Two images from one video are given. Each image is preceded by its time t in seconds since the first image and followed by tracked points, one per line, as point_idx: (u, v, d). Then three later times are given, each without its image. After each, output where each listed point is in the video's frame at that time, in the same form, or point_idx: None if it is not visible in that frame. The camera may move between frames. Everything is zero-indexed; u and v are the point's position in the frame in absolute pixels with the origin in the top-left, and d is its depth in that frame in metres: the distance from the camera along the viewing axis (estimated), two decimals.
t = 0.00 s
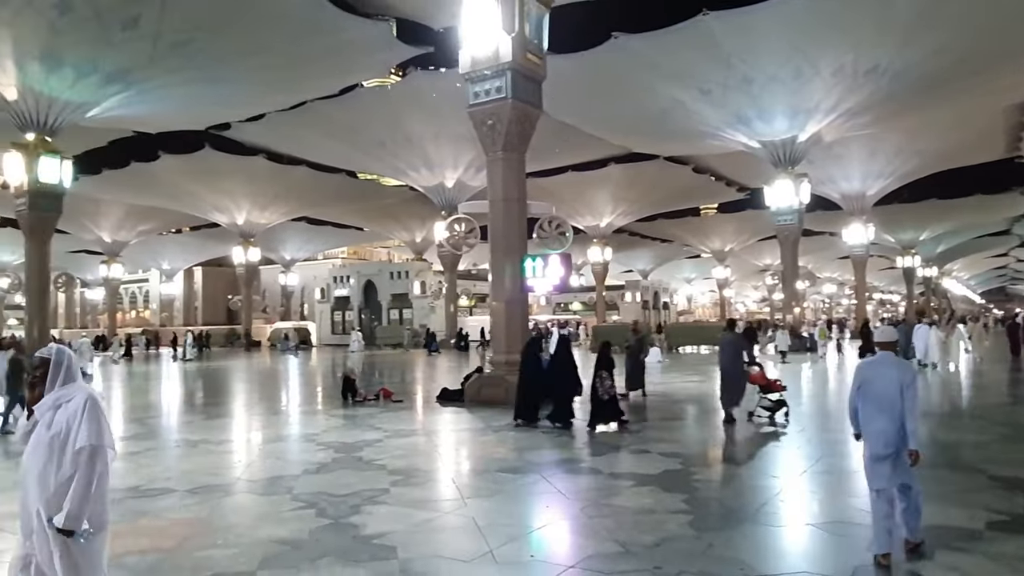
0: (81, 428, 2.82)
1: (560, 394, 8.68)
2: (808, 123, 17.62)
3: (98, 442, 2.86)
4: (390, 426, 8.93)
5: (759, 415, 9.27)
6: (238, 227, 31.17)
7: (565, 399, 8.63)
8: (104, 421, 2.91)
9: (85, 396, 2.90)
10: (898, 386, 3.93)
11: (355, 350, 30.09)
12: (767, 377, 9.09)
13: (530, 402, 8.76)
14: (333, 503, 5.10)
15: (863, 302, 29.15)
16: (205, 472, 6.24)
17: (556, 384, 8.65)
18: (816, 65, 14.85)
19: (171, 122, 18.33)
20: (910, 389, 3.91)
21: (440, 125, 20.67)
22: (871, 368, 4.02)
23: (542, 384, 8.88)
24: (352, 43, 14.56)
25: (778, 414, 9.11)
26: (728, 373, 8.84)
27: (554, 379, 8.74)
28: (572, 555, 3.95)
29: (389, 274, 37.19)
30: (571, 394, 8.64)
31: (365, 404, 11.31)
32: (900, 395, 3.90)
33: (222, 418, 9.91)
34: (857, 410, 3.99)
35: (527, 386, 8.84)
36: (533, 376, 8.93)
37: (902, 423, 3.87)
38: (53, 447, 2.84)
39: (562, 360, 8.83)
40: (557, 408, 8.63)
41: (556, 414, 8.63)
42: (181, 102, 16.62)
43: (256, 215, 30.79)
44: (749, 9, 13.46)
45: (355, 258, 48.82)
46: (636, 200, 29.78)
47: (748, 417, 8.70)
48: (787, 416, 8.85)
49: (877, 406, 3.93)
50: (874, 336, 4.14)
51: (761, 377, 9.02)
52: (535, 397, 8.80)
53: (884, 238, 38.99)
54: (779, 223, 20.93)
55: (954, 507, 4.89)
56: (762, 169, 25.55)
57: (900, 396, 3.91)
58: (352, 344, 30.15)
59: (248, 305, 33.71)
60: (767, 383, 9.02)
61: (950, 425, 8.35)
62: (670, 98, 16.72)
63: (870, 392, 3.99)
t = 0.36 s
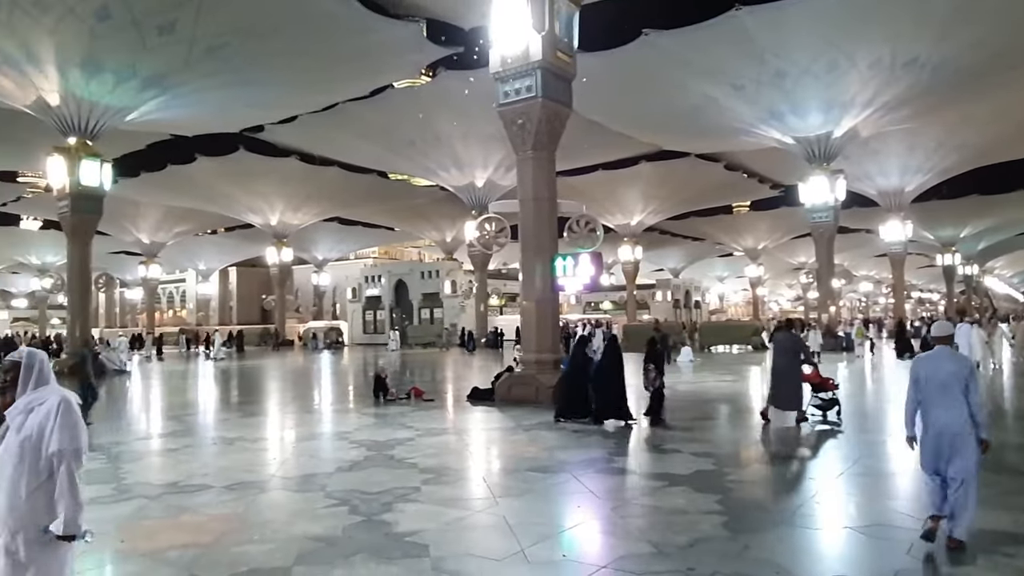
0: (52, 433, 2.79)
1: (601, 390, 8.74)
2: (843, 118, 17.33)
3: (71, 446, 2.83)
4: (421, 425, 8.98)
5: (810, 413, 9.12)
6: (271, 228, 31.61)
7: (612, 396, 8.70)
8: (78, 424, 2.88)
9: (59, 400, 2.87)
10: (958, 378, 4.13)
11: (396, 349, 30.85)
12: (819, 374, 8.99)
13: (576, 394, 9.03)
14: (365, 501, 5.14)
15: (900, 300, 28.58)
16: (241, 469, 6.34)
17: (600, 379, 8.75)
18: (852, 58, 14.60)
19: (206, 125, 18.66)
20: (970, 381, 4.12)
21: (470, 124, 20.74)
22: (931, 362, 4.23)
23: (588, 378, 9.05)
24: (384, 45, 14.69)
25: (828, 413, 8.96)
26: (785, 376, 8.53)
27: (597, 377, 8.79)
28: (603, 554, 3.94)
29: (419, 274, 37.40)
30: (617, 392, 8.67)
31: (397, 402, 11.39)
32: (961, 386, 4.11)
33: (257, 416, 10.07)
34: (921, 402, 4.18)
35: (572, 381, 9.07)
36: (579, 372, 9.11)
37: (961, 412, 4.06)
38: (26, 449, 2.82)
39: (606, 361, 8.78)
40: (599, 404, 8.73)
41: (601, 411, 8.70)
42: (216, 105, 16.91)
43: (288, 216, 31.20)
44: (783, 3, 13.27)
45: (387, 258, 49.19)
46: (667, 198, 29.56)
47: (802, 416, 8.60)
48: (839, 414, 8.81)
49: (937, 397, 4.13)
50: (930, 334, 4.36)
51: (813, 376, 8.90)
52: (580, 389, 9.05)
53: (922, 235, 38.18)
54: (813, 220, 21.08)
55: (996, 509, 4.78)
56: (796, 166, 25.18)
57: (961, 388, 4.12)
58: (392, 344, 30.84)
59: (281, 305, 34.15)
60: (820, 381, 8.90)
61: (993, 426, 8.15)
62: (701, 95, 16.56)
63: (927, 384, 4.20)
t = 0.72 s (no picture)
0: (29, 453, 3.84)
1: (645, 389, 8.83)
2: (868, 115, 17.13)
3: (43, 459, 3.89)
4: (442, 424, 9.00)
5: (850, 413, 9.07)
6: (293, 228, 31.87)
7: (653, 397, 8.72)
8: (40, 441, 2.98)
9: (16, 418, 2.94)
10: (1004, 376, 4.18)
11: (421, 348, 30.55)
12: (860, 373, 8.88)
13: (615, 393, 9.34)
14: (387, 500, 5.16)
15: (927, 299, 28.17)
16: (264, 467, 6.41)
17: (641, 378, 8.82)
18: (876, 54, 14.41)
19: (230, 127, 18.86)
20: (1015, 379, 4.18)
21: (490, 125, 20.77)
22: (976, 360, 4.25)
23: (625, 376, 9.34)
24: (405, 46, 14.75)
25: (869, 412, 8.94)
26: (828, 375, 8.51)
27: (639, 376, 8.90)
28: (624, 555, 3.92)
29: (440, 274, 37.51)
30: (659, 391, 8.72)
31: (418, 402, 11.42)
32: (1009, 384, 4.16)
33: (279, 415, 10.15)
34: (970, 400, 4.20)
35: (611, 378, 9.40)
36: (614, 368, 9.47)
37: (1008, 409, 4.11)
38: (7, 468, 3.88)
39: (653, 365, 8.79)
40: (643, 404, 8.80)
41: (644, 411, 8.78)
42: (239, 108, 17.08)
43: (310, 216, 31.43)
44: None
45: (407, 258, 49.37)
46: (687, 197, 29.40)
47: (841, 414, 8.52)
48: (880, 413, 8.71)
49: (985, 395, 4.15)
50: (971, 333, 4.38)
51: (853, 375, 8.76)
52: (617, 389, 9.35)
53: (949, 233, 37.61)
54: (837, 218, 21.04)
55: None
56: (819, 163, 24.91)
57: (1007, 385, 4.17)
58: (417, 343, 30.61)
59: (303, 304, 34.41)
60: (861, 381, 8.76)
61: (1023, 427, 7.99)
62: (723, 93, 16.43)
63: (974, 383, 4.22)
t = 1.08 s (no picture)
0: None
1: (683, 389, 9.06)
2: (887, 111, 16.95)
3: None
4: (459, 423, 9.01)
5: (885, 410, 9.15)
6: (310, 229, 32.05)
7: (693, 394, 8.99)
8: None
9: None
10: None
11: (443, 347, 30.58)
12: (895, 371, 9.03)
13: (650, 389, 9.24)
14: (405, 498, 5.19)
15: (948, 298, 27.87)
16: (284, 465, 6.47)
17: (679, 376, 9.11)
18: (896, 50, 14.24)
19: (248, 128, 19.02)
20: None
21: (505, 124, 20.80)
22: (1008, 357, 4.40)
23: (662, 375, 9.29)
24: (421, 46, 14.79)
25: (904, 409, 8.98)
26: (862, 374, 8.39)
27: (670, 367, 9.29)
28: (642, 555, 3.90)
29: (456, 273, 37.61)
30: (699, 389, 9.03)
31: (435, 401, 11.46)
32: None
33: (297, 414, 10.22)
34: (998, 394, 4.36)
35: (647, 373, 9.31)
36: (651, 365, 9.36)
37: None
38: None
39: (694, 357, 9.10)
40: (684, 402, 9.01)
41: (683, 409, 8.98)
42: (258, 109, 17.23)
43: (327, 216, 31.61)
44: None
45: (423, 258, 49.51)
46: (704, 196, 29.26)
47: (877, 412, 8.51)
48: (915, 410, 8.76)
49: (1010, 389, 4.30)
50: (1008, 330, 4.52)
51: (888, 373, 8.89)
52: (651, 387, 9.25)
53: (970, 230, 37.15)
54: (856, 216, 20.94)
55: None
56: (839, 161, 24.70)
57: None
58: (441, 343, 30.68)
59: (320, 304, 34.59)
60: (895, 377, 8.90)
61: None
62: (740, 90, 16.31)
63: (1005, 376, 4.37)
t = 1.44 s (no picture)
0: None
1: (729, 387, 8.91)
2: (920, 106, 16.65)
3: None
4: (486, 422, 9.03)
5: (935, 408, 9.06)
6: (338, 229, 32.27)
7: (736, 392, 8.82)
8: None
9: None
10: None
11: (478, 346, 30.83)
12: (947, 368, 8.91)
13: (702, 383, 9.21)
14: (433, 497, 5.22)
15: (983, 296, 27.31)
16: (314, 463, 6.53)
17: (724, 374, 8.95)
18: (929, 43, 13.98)
19: (276, 130, 19.23)
20: None
21: (531, 123, 20.79)
22: None
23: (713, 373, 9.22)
24: (447, 46, 14.84)
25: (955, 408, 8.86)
26: (912, 372, 8.28)
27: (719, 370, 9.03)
28: (670, 555, 3.88)
29: (482, 273, 37.66)
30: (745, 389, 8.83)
31: (463, 400, 11.49)
32: None
33: (327, 413, 10.33)
34: None
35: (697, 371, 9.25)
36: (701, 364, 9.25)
37: None
38: None
39: (741, 358, 8.82)
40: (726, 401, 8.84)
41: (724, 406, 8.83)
42: (286, 111, 17.41)
43: (354, 217, 31.85)
44: None
45: (450, 258, 49.70)
46: (732, 194, 28.97)
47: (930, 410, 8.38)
48: (966, 408, 8.69)
49: None
50: None
51: (940, 369, 8.81)
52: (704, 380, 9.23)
53: (1007, 226, 36.36)
54: (888, 213, 20.62)
55: None
56: (870, 157, 24.31)
57: None
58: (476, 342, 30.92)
59: (348, 303, 34.87)
60: (946, 375, 8.84)
61: None
62: (768, 86, 16.10)
63: None
